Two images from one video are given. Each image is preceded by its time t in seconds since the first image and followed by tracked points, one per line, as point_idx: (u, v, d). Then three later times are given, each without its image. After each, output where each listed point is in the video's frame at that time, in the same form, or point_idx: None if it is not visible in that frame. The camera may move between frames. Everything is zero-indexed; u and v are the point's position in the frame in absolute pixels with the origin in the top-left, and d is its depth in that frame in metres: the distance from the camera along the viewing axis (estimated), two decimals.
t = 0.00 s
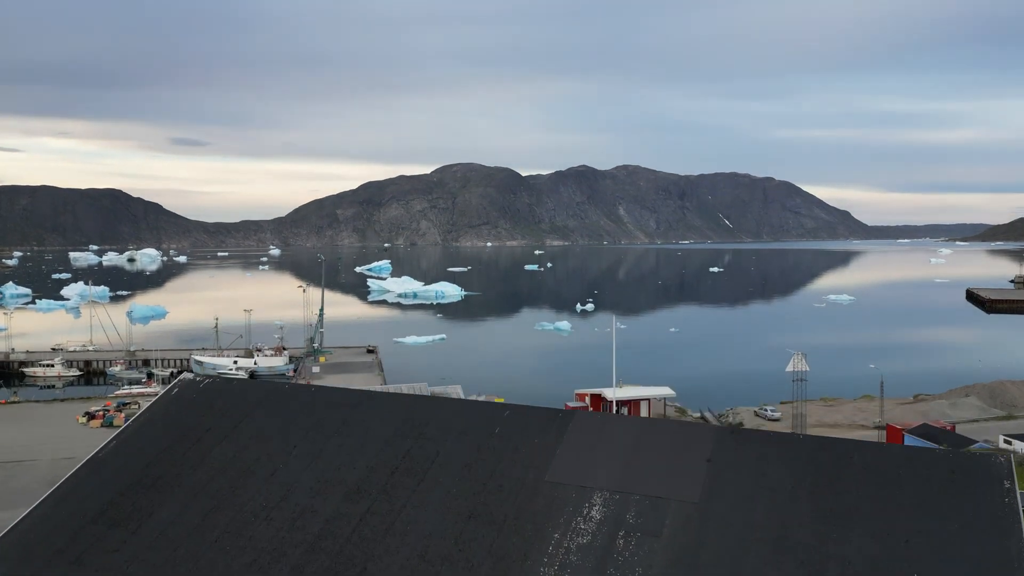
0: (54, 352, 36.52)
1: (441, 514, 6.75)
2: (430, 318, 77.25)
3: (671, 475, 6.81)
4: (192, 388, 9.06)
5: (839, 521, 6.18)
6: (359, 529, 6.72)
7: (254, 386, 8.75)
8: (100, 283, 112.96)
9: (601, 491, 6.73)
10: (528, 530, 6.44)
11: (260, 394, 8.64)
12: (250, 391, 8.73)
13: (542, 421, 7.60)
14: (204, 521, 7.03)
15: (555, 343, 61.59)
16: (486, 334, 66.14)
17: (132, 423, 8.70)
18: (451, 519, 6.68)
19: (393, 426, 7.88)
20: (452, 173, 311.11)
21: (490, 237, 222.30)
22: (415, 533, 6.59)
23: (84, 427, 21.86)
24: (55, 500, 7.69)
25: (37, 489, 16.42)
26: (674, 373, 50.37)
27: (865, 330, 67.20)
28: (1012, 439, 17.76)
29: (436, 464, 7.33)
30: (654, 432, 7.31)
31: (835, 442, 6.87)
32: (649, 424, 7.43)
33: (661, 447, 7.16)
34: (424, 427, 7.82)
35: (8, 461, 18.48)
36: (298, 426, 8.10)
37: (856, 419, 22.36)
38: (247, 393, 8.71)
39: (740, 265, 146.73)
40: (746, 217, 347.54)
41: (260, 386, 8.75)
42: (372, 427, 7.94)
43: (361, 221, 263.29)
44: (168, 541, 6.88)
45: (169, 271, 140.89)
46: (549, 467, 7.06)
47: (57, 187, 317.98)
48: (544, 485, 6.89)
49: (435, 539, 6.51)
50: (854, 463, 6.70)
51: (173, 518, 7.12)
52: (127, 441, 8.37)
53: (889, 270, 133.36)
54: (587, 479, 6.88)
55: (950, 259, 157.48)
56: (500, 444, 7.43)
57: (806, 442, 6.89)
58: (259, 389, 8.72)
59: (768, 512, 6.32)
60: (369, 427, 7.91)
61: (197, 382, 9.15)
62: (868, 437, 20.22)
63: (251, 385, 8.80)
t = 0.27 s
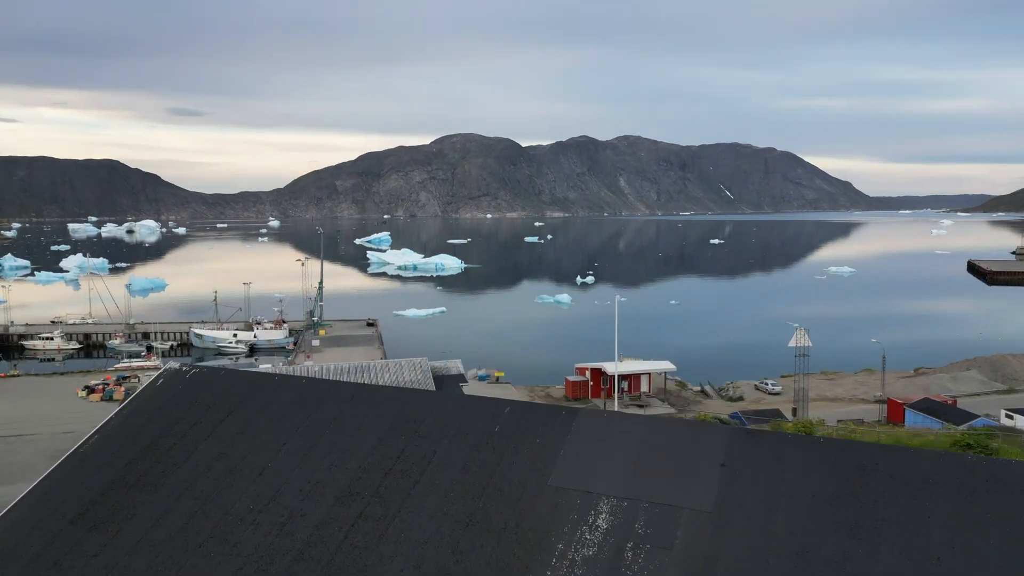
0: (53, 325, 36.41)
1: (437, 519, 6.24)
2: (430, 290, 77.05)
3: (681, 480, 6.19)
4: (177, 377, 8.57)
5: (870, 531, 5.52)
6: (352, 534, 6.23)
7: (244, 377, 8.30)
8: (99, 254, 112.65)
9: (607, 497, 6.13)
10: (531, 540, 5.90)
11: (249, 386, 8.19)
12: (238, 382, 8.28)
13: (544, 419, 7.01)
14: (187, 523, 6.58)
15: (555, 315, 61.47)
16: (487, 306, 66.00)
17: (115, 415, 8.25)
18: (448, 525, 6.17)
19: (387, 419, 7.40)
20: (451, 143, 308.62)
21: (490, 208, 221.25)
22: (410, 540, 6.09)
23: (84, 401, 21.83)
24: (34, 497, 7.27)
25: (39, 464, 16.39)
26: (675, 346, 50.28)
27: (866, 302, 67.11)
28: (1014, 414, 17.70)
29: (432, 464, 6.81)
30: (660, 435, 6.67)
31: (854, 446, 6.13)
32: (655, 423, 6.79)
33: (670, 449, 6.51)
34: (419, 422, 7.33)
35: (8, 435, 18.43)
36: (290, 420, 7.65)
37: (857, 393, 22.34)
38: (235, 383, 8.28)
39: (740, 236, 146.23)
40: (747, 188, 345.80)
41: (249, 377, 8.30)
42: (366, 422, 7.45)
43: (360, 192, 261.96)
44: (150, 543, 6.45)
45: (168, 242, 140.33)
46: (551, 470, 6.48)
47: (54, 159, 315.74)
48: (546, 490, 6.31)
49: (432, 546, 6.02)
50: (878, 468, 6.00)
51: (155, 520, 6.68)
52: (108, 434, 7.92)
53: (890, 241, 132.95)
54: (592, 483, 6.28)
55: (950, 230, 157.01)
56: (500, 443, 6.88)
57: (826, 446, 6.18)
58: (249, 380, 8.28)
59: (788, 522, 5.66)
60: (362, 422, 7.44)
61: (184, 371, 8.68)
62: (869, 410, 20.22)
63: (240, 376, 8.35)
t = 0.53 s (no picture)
0: (52, 307, 36.23)
1: (430, 542, 5.78)
2: (430, 270, 76.82)
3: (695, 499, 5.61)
4: (160, 379, 8.39)
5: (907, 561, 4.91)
6: (339, 557, 5.82)
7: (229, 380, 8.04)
8: (98, 234, 112.20)
9: (615, 519, 5.59)
10: (532, 567, 5.41)
11: (234, 390, 7.91)
12: (223, 386, 8.00)
13: (548, 430, 6.45)
14: (166, 543, 6.27)
15: (555, 295, 61.27)
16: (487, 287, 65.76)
17: (98, 421, 8.05)
18: (442, 548, 5.71)
19: (376, 425, 6.99)
20: (451, 122, 306.33)
21: (490, 187, 220.14)
22: (402, 565, 5.66)
23: (83, 384, 21.75)
24: (15, 512, 7.09)
25: (37, 449, 16.32)
26: (675, 326, 50.13)
27: (867, 281, 66.95)
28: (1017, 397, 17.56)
29: (426, 477, 6.34)
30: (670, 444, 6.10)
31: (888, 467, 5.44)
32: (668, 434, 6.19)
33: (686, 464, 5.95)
34: (409, 427, 6.90)
35: (6, 419, 18.34)
36: (274, 425, 7.32)
37: (858, 376, 22.23)
38: (220, 386, 8.01)
39: (741, 216, 145.66)
40: (748, 167, 344.26)
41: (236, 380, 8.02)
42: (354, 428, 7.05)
43: (360, 171, 260.70)
44: (127, 565, 6.13)
45: (167, 222, 139.74)
46: (555, 487, 5.95)
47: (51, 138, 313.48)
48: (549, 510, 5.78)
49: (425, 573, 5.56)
50: (912, 490, 5.34)
51: (133, 539, 6.37)
52: (91, 444, 7.69)
53: (891, 220, 132.46)
54: (599, 503, 5.74)
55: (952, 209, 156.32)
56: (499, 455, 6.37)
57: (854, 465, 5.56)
58: (234, 383, 7.99)
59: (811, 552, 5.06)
60: (349, 428, 7.05)
61: (169, 375, 8.40)
62: (871, 393, 20.10)
63: (226, 379, 8.08)
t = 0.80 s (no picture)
0: (49, 305, 36.00)
1: None
2: (429, 267, 76.56)
3: (714, 545, 4.54)
4: (132, 395, 6.63)
5: None
6: None
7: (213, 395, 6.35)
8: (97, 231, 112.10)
9: (623, 567, 4.43)
10: None
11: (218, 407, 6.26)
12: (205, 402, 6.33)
13: (546, 461, 5.28)
14: None
15: (555, 292, 61.03)
16: (486, 284, 65.50)
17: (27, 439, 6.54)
18: None
19: (381, 453, 5.53)
20: (451, 119, 306.14)
21: (490, 184, 220.09)
22: None
23: (80, 385, 21.58)
24: None
25: (33, 451, 16.13)
26: (675, 323, 49.93)
27: (867, 278, 66.80)
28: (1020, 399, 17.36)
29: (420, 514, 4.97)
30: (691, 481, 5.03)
31: (918, 510, 4.71)
32: (680, 469, 5.15)
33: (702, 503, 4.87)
34: (415, 457, 5.47)
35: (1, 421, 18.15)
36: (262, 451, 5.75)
37: (860, 376, 22.07)
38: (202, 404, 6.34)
39: (741, 213, 145.47)
40: (748, 164, 344.07)
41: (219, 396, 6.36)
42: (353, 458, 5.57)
43: (360, 168, 260.44)
44: None
45: (167, 219, 139.67)
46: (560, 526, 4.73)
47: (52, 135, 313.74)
48: (550, 557, 4.54)
49: None
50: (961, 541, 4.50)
51: None
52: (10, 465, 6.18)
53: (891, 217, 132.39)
54: (606, 547, 4.59)
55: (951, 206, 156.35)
56: (502, 490, 5.09)
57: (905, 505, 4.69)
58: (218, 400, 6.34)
59: None
60: (346, 456, 5.57)
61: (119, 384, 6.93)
62: (874, 394, 19.93)
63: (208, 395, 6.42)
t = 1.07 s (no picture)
0: (47, 307, 35.73)
1: None
2: (428, 268, 76.33)
3: None
4: (118, 427, 6.34)
5: None
6: None
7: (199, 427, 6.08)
8: (96, 232, 111.72)
9: None
10: None
11: (200, 441, 5.94)
12: (190, 434, 6.04)
13: (544, 507, 4.86)
14: None
15: (555, 293, 60.84)
16: (486, 284, 65.31)
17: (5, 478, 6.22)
18: None
19: (369, 493, 5.13)
20: (451, 119, 306.02)
21: (490, 184, 219.88)
22: None
23: (76, 388, 21.37)
24: None
25: (28, 457, 15.91)
26: (676, 323, 49.69)
27: (867, 278, 66.68)
28: None
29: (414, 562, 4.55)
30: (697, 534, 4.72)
31: (966, 565, 4.27)
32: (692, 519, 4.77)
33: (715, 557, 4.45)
34: (404, 498, 5.09)
35: None
36: (242, 490, 5.37)
37: (863, 380, 21.89)
38: (186, 435, 6.05)
39: (741, 213, 145.22)
40: (748, 164, 343.92)
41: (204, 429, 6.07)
42: (339, 498, 5.18)
43: (359, 168, 260.11)
44: None
45: (167, 219, 139.38)
46: None
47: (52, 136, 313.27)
48: None
49: None
50: None
51: None
52: None
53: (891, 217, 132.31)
54: None
55: (951, 206, 156.42)
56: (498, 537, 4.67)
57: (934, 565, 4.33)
58: (202, 433, 6.03)
59: None
60: (330, 497, 5.19)
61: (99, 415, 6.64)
62: (878, 398, 19.75)
63: (191, 427, 6.12)
